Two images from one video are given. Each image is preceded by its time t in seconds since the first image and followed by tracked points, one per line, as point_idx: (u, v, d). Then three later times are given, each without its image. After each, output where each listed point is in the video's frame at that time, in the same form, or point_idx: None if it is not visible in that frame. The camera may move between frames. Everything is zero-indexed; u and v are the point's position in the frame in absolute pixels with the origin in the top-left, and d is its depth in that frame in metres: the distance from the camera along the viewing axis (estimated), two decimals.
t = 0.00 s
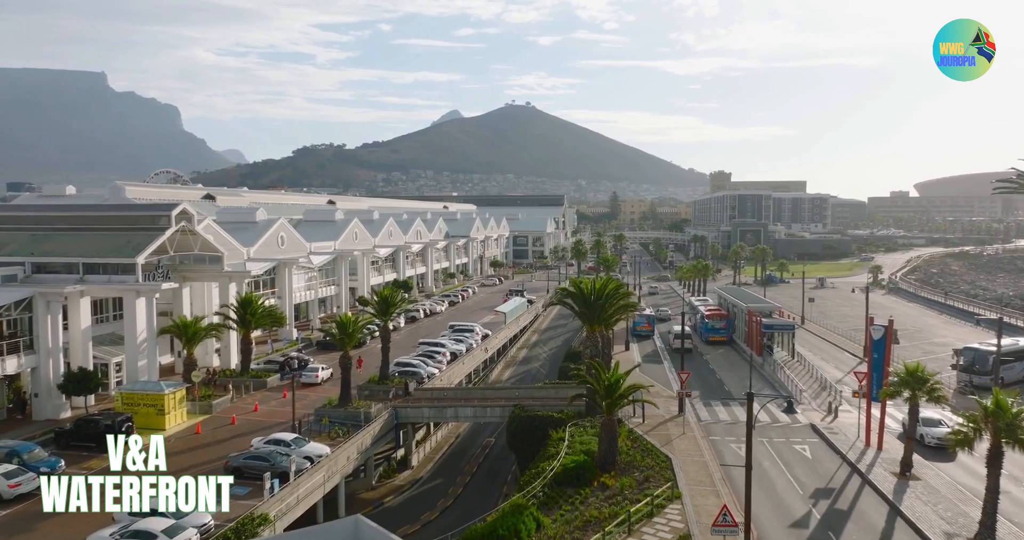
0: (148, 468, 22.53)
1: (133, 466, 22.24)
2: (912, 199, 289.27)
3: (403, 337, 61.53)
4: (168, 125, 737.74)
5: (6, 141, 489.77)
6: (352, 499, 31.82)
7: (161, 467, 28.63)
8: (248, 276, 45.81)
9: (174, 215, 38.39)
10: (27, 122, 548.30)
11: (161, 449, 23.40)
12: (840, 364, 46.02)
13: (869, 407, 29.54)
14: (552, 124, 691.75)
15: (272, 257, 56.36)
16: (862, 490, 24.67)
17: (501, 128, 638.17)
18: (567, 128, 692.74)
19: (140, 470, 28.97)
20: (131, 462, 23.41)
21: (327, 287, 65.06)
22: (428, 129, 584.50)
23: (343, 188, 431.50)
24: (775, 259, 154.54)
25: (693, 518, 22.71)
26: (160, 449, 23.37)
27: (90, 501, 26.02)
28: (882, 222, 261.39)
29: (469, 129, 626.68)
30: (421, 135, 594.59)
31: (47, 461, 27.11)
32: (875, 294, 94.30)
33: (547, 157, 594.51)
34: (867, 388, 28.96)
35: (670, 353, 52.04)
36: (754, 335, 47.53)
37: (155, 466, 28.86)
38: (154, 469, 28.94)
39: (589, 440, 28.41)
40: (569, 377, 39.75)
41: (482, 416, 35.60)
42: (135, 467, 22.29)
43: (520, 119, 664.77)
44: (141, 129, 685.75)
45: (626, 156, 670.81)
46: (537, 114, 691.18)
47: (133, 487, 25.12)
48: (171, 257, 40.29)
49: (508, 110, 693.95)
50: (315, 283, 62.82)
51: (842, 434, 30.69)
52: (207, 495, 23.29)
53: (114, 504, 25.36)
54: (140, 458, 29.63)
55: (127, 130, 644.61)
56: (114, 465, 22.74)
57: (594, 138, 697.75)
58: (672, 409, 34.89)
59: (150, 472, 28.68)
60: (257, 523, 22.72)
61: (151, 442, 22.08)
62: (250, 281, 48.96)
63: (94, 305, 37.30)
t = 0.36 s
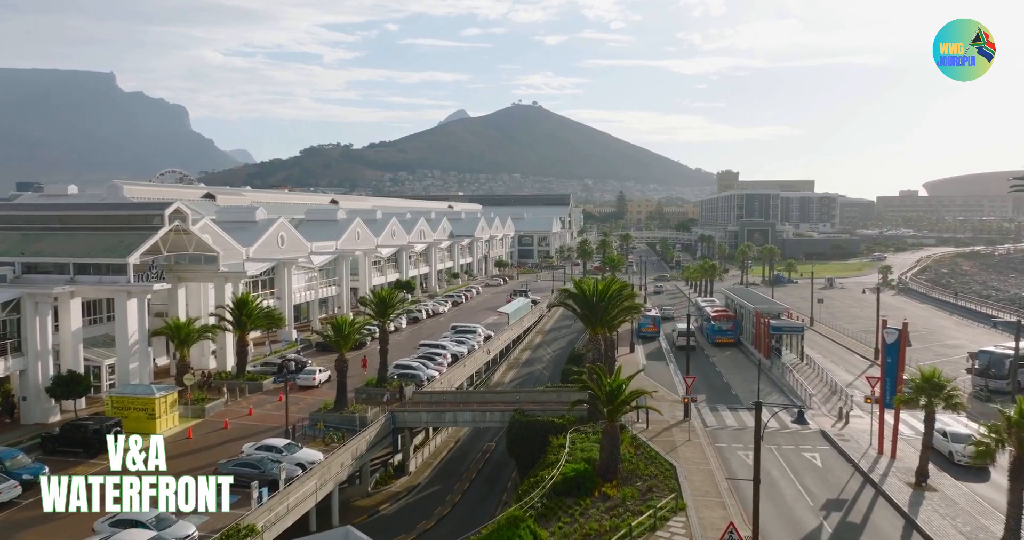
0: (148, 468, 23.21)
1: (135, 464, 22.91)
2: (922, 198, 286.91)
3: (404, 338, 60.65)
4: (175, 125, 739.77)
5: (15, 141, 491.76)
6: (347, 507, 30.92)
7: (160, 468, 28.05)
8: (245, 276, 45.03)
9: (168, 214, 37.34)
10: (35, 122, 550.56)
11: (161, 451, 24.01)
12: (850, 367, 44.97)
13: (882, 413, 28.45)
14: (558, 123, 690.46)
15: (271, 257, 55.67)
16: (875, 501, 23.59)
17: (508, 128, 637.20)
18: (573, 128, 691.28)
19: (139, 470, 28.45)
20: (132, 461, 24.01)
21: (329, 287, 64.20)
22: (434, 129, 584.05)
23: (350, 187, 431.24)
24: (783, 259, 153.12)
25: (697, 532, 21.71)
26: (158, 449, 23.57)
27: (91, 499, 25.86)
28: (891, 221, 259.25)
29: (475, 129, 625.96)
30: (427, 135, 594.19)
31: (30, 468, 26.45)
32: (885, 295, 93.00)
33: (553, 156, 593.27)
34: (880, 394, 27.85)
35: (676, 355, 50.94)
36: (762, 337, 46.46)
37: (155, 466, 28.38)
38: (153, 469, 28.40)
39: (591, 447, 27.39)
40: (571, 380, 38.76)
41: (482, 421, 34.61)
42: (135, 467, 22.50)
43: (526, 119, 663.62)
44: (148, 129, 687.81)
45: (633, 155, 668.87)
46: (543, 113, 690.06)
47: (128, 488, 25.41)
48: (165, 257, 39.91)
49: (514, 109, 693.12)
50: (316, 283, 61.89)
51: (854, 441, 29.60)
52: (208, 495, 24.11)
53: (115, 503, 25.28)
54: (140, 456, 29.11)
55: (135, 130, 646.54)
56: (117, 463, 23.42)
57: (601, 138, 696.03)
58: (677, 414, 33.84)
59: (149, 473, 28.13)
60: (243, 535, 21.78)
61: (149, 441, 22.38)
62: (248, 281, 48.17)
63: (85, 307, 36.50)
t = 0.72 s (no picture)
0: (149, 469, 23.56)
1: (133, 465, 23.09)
2: (935, 197, 283.27)
3: (406, 340, 59.55)
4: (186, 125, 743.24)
5: (28, 142, 495.23)
6: (338, 518, 29.84)
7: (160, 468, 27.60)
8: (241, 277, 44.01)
9: (160, 214, 36.29)
10: (48, 122, 554.08)
11: (161, 450, 24.02)
12: (863, 372, 43.50)
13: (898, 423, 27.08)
14: (568, 122, 688.43)
15: (271, 257, 54.73)
16: (891, 519, 22.24)
17: (517, 127, 635.88)
18: (583, 127, 689.14)
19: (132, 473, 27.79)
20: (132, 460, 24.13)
21: (331, 288, 63.19)
22: (444, 129, 583.68)
23: (360, 187, 431.05)
24: (795, 260, 151.12)
25: None
26: (161, 449, 23.50)
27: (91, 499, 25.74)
28: (904, 221, 256.25)
29: (485, 129, 624.98)
30: (437, 135, 593.97)
31: (7, 477, 25.78)
32: (898, 296, 91.19)
33: (563, 156, 591.61)
34: (896, 404, 26.48)
35: (683, 358, 49.51)
36: (772, 342, 44.99)
37: (155, 467, 27.92)
38: (153, 469, 27.90)
39: (590, 459, 26.18)
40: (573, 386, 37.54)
41: (479, 429, 33.45)
42: (136, 466, 22.49)
43: (536, 119, 662.23)
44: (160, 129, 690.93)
45: (643, 155, 666.24)
46: (553, 113, 688.46)
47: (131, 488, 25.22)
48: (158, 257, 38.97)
49: (524, 109, 691.73)
50: (317, 285, 60.80)
51: (868, 452, 28.24)
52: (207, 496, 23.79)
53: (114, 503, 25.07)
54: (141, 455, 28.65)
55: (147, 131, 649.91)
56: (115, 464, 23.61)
57: (611, 137, 693.56)
58: (682, 422, 32.56)
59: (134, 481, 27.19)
60: None
61: (152, 440, 22.31)
62: (245, 282, 47.20)
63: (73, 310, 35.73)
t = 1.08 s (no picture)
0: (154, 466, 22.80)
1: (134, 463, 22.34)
2: (948, 197, 279.45)
3: (403, 343, 58.02)
4: (197, 126, 745.79)
5: (40, 143, 498.23)
6: (318, 535, 28.37)
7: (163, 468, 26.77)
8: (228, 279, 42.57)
9: (139, 215, 35.05)
10: (60, 123, 557.01)
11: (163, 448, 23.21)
12: (873, 379, 41.70)
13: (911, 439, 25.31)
14: (578, 122, 686.11)
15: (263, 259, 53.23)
16: None
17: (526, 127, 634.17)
18: (593, 127, 686.66)
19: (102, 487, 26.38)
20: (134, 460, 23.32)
21: (326, 291, 61.72)
22: (453, 129, 582.82)
23: (369, 187, 430.48)
24: (805, 260, 148.74)
25: None
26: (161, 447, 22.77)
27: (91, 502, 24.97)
28: (917, 221, 252.83)
29: (494, 128, 623.59)
30: (447, 134, 593.56)
31: None
32: (911, 298, 88.96)
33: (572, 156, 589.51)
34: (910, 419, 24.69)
35: (687, 363, 47.71)
36: (779, 347, 43.17)
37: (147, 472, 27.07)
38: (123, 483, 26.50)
39: (581, 475, 24.53)
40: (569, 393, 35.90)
41: (468, 439, 31.86)
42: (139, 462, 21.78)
43: (545, 118, 660.43)
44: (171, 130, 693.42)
45: (652, 154, 663.12)
46: (562, 112, 686.41)
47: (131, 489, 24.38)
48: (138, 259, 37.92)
49: (533, 109, 690.03)
50: (312, 286, 59.22)
51: (879, 468, 26.48)
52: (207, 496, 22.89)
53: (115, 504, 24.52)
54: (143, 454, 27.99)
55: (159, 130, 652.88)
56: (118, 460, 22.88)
57: (620, 136, 690.68)
58: (682, 434, 30.88)
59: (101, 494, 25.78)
60: None
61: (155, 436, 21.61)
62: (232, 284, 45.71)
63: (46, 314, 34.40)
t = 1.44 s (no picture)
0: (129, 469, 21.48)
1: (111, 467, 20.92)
2: (956, 197, 276.36)
3: (391, 347, 56.15)
4: (202, 126, 746.34)
5: (46, 143, 498.80)
6: None
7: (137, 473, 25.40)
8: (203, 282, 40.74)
9: (103, 215, 33.47)
10: (65, 123, 557.65)
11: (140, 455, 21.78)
12: (878, 389, 39.71)
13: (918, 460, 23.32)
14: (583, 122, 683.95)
15: (246, 261, 51.48)
16: None
17: (531, 127, 632.10)
18: (598, 127, 684.43)
19: (48, 509, 24.43)
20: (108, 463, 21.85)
21: (314, 294, 59.91)
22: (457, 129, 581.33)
23: (374, 187, 429.17)
24: (810, 261, 146.33)
25: None
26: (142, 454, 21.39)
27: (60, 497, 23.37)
28: (924, 221, 249.83)
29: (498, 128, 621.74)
30: (451, 134, 591.98)
31: None
32: (918, 301, 86.68)
33: (577, 156, 587.11)
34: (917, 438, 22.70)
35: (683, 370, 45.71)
36: (780, 354, 41.18)
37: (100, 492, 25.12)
38: (70, 506, 24.57)
39: (559, 499, 22.59)
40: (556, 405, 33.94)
41: (445, 454, 29.96)
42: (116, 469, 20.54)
43: (550, 118, 658.48)
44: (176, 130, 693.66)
45: (658, 154, 660.56)
46: (567, 112, 684.37)
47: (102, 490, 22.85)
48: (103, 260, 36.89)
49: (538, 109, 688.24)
50: (297, 289, 57.29)
51: (883, 491, 24.50)
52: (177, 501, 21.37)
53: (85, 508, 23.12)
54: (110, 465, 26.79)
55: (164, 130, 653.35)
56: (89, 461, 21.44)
57: (625, 136, 687.82)
58: (672, 449, 28.93)
59: (44, 516, 23.79)
60: None
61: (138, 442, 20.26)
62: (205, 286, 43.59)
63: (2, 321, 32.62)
